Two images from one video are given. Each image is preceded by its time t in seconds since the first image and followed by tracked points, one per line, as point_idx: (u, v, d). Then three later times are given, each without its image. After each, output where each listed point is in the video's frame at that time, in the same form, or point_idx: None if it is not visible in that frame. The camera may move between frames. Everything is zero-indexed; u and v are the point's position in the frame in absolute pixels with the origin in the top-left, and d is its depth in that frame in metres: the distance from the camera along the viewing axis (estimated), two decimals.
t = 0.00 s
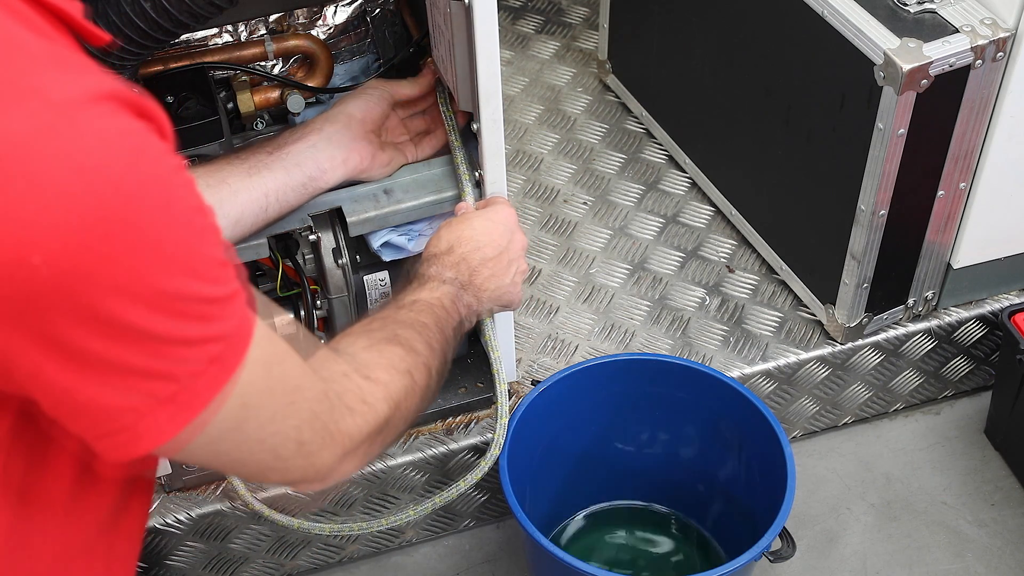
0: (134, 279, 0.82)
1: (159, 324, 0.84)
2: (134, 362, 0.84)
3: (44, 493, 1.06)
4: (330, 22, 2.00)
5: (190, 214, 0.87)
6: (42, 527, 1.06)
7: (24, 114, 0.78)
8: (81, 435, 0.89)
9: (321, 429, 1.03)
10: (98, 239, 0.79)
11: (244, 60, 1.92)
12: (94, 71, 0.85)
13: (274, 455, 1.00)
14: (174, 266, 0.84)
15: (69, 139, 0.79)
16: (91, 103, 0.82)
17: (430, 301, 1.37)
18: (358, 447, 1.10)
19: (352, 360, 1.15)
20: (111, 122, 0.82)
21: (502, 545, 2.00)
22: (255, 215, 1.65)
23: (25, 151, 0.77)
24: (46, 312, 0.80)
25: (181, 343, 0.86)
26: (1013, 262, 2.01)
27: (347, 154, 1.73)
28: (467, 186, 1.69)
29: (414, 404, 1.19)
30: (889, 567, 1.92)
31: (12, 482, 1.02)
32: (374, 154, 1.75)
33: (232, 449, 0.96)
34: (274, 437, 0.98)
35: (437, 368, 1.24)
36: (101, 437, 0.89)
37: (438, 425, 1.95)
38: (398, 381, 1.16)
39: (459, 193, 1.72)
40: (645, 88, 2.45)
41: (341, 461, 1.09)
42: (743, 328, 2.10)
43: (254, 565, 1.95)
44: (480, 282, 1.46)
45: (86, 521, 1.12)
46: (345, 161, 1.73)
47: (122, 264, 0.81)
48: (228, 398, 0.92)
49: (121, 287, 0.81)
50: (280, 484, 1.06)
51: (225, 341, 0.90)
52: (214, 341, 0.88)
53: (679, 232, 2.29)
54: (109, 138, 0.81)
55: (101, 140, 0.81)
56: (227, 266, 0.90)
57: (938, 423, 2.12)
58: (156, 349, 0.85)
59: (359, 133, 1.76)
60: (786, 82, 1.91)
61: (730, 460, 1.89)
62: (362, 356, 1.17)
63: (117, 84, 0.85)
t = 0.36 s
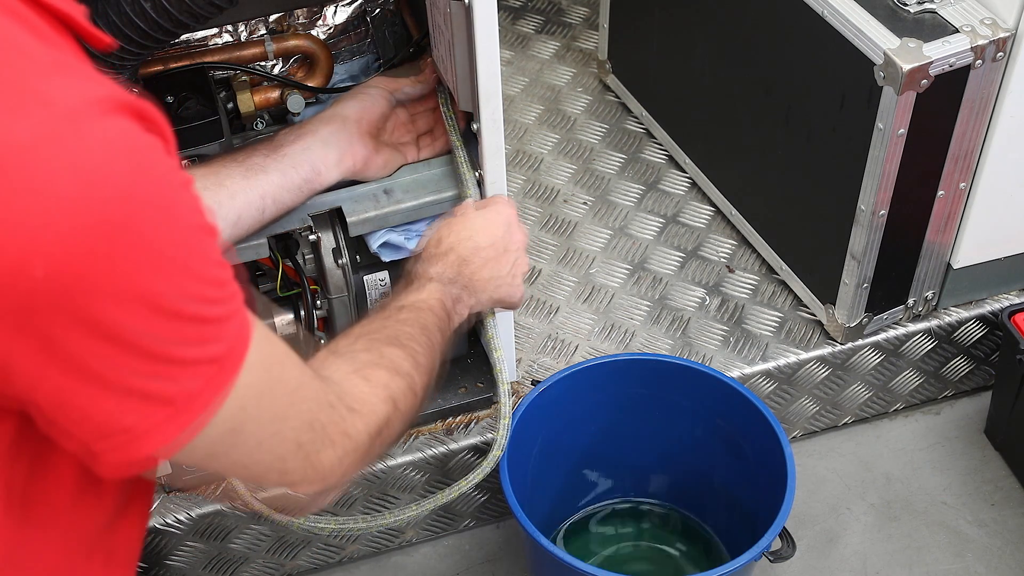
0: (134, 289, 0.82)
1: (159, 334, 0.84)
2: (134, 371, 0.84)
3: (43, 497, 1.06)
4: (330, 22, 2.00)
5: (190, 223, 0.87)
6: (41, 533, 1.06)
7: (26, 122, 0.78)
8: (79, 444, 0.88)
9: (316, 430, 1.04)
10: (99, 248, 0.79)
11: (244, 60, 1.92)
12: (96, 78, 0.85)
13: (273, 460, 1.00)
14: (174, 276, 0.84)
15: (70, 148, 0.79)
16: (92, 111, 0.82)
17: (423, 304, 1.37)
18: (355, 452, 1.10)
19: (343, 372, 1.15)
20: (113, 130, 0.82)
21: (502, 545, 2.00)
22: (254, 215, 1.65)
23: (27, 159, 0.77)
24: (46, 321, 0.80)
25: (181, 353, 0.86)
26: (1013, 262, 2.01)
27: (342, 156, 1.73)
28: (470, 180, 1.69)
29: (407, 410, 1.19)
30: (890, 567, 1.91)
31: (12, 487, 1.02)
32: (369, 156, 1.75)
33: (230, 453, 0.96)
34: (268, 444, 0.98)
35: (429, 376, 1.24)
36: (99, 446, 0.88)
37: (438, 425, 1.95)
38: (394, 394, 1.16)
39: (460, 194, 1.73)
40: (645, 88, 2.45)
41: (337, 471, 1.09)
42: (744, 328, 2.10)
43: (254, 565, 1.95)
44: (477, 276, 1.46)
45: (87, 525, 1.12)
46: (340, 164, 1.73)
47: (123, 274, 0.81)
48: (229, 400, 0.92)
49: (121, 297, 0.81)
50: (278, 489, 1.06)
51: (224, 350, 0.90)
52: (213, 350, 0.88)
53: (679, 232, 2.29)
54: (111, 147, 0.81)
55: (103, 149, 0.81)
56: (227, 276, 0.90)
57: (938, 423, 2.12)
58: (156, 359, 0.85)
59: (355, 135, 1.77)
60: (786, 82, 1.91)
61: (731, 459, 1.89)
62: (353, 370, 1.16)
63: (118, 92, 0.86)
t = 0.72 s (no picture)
0: (131, 298, 0.82)
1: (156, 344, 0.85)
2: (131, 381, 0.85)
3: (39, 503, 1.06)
4: (330, 22, 2.00)
5: (190, 233, 0.88)
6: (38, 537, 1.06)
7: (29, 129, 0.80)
8: (75, 457, 0.88)
9: (307, 453, 1.03)
10: (97, 256, 0.80)
11: (244, 60, 1.91)
12: (99, 90, 0.86)
13: (255, 491, 1.00)
14: (171, 286, 0.85)
15: (71, 156, 0.80)
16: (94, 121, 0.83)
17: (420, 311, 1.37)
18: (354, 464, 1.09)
19: (339, 384, 1.14)
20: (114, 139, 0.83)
21: (502, 545, 2.00)
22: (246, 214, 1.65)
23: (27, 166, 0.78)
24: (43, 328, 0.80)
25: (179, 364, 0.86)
26: (1013, 262, 2.01)
27: (332, 156, 1.73)
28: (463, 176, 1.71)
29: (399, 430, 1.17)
30: (889, 567, 1.91)
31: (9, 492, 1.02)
32: (357, 159, 1.76)
33: (216, 480, 0.96)
34: (256, 472, 0.98)
35: (425, 385, 1.24)
36: (94, 459, 0.88)
37: (438, 425, 1.96)
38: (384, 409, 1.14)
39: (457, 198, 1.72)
40: (645, 88, 2.45)
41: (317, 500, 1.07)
42: (743, 328, 2.10)
43: (254, 565, 1.94)
44: (468, 280, 1.47)
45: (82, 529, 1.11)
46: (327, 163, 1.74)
47: (121, 282, 0.82)
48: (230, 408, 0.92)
49: (115, 307, 0.82)
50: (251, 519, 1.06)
51: (222, 361, 0.90)
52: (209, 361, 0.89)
53: (679, 231, 2.29)
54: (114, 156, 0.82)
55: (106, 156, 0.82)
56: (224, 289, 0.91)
57: (938, 423, 2.12)
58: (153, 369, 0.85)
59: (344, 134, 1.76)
60: (786, 82, 1.91)
61: (731, 458, 1.89)
62: (347, 382, 1.15)
63: (122, 102, 0.87)
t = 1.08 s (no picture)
0: (122, 319, 0.84)
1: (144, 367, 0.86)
2: (118, 401, 0.86)
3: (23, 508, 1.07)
4: (330, 22, 2.00)
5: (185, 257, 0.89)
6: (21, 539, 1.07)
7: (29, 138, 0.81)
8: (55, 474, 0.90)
9: (280, 501, 1.04)
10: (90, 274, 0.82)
11: (244, 60, 1.92)
12: (106, 103, 0.88)
13: (226, 535, 1.01)
14: (162, 309, 0.87)
15: (70, 169, 0.81)
16: (98, 134, 0.84)
17: (396, 343, 1.35)
18: (326, 513, 1.10)
19: (315, 430, 1.15)
20: (117, 155, 0.84)
21: (502, 545, 2.00)
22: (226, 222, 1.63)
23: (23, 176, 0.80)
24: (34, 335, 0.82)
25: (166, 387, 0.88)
26: (1013, 262, 2.01)
27: (308, 165, 1.74)
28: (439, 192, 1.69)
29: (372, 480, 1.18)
30: (889, 567, 1.91)
31: None
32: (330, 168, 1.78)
33: (188, 519, 0.97)
34: (230, 516, 0.99)
35: (400, 426, 1.24)
36: (77, 471, 0.89)
37: (438, 425, 1.96)
38: (360, 458, 1.15)
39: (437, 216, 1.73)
40: (645, 88, 2.45)
41: (290, 553, 1.08)
42: (743, 328, 2.10)
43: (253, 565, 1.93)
44: (445, 301, 1.46)
45: (67, 529, 1.13)
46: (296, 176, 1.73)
47: (113, 302, 0.83)
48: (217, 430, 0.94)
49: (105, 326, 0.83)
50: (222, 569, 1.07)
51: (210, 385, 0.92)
52: (196, 387, 0.91)
53: (679, 232, 2.29)
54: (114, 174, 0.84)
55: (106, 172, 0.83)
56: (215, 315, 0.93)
57: (938, 424, 2.12)
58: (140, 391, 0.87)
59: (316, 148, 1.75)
60: (786, 82, 1.91)
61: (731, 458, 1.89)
62: (322, 429, 1.15)
63: (127, 117, 0.88)
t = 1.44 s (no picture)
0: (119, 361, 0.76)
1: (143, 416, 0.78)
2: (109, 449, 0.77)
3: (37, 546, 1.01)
4: (330, 22, 2.00)
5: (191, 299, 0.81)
6: (30, 574, 1.02)
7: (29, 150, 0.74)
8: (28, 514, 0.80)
9: None
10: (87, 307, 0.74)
11: (244, 60, 1.92)
12: (120, 128, 0.81)
13: None
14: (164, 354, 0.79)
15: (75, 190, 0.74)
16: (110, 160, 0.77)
17: (366, 410, 1.11)
18: None
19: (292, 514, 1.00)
20: (126, 185, 0.77)
21: (502, 545, 2.00)
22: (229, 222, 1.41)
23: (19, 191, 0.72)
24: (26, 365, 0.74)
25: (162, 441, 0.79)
26: (1013, 262, 2.01)
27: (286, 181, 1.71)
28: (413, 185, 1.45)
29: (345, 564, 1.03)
30: (889, 567, 1.91)
31: None
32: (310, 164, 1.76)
33: None
34: None
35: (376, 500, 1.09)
36: (55, 522, 0.80)
37: (438, 425, 1.97)
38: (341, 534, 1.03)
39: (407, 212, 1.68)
40: (645, 88, 2.45)
41: None
42: (744, 328, 2.10)
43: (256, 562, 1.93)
44: (414, 351, 1.19)
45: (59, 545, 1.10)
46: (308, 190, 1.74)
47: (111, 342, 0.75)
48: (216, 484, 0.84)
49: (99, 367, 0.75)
50: None
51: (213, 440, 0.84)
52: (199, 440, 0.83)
53: (679, 232, 2.29)
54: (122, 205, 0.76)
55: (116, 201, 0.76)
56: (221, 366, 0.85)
57: (938, 424, 2.12)
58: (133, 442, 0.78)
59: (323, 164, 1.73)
60: (786, 82, 1.91)
61: (731, 458, 1.89)
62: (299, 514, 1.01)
63: (144, 146, 0.81)
